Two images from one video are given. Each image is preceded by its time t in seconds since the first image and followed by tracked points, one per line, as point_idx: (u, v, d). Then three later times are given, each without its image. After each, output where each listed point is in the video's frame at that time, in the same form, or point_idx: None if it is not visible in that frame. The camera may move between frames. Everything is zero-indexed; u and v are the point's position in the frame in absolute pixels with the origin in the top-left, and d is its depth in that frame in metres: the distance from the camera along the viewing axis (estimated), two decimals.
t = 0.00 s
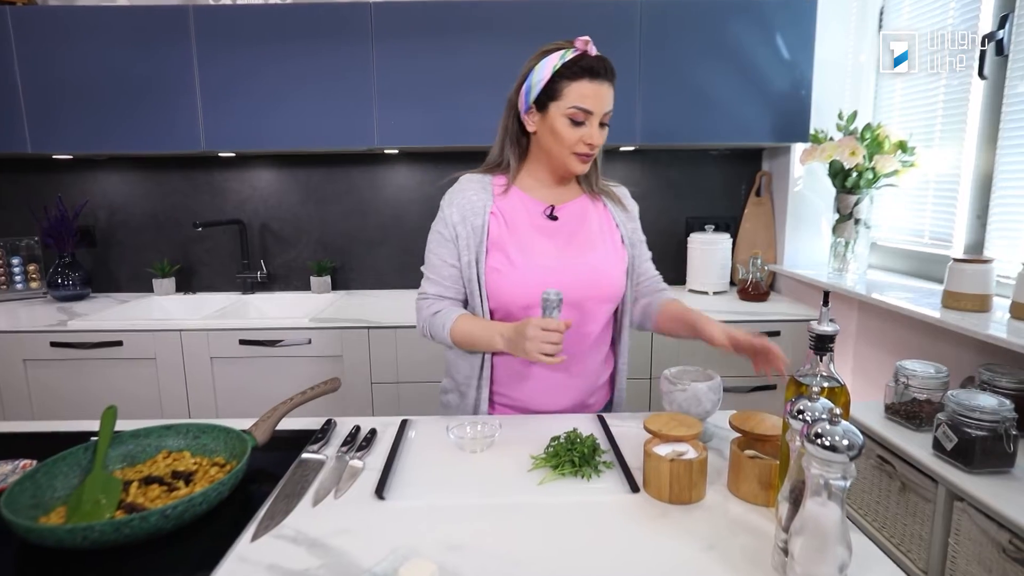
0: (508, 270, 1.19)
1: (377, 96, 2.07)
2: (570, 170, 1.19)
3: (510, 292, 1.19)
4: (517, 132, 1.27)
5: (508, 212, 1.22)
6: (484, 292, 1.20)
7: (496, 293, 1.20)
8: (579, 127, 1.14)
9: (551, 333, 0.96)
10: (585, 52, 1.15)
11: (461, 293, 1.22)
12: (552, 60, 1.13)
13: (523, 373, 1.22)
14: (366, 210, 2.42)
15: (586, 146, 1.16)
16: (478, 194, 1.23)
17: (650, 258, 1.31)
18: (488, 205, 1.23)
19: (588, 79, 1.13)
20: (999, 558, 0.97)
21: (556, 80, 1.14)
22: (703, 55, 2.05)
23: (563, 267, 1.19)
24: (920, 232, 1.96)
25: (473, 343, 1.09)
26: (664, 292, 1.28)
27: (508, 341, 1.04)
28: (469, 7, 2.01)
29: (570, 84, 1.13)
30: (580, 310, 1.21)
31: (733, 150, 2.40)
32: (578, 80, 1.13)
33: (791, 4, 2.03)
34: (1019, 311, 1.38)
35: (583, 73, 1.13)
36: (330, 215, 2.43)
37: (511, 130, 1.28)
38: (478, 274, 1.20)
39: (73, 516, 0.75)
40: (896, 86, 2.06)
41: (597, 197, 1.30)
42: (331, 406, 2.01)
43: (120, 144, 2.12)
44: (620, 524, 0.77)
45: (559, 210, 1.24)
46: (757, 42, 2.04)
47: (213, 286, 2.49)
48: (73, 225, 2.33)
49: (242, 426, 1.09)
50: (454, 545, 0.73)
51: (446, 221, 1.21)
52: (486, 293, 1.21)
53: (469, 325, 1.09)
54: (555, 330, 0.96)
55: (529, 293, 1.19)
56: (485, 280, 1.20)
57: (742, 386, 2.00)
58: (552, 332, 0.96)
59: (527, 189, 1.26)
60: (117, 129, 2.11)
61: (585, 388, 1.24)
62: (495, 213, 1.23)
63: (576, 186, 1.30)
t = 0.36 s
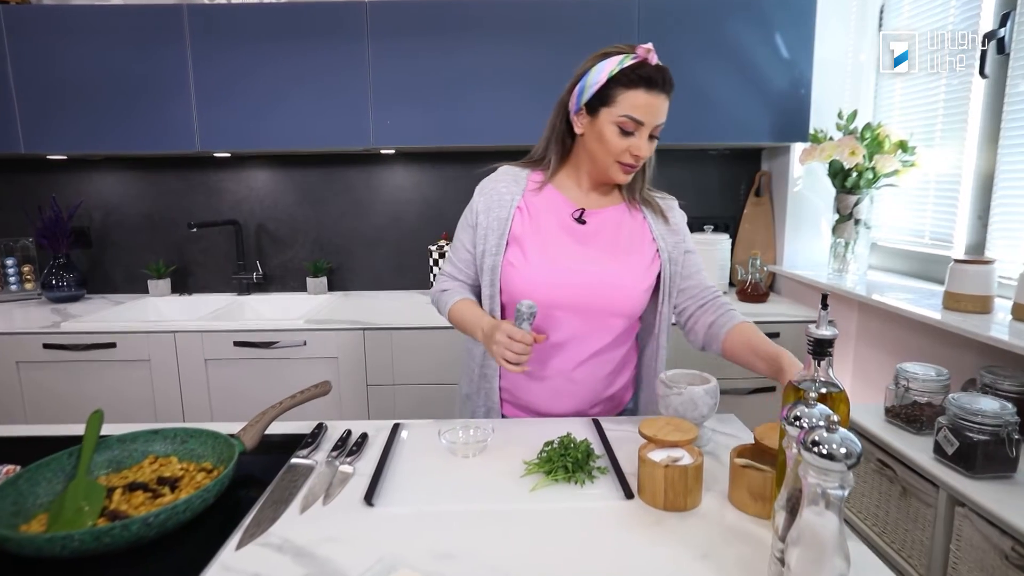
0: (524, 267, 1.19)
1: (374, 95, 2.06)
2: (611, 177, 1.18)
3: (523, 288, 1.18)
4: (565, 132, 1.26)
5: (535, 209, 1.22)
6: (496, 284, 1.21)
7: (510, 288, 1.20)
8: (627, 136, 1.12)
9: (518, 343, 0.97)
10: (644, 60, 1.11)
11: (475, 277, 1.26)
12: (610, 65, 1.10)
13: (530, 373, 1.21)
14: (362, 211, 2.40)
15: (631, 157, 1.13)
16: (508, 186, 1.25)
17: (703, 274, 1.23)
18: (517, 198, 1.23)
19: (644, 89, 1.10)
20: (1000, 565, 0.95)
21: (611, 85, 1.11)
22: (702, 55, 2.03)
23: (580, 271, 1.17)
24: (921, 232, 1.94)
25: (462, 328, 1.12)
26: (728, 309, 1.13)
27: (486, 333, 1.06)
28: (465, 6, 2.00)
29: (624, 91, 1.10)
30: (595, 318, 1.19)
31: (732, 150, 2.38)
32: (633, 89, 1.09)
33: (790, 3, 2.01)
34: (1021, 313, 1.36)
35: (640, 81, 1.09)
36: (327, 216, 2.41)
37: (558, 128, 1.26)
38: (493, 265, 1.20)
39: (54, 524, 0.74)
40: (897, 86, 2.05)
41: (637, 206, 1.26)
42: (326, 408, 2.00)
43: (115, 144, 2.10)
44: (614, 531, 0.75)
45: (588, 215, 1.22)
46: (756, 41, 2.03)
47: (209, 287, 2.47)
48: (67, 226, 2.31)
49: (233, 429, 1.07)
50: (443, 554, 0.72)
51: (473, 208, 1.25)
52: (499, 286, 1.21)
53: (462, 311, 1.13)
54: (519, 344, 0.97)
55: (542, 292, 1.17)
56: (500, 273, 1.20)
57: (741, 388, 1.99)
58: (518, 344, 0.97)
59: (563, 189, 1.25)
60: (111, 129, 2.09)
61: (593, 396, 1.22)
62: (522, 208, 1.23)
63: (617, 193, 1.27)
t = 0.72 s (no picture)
0: (532, 265, 1.17)
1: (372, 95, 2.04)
2: (624, 178, 1.15)
3: (530, 287, 1.17)
4: (580, 132, 1.24)
5: (546, 207, 1.21)
6: (504, 282, 1.20)
7: (517, 286, 1.19)
8: (640, 137, 1.09)
9: (514, 344, 0.97)
10: (660, 58, 1.08)
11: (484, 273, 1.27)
12: (623, 64, 1.08)
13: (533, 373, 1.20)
14: (361, 211, 2.39)
15: (645, 158, 1.10)
16: (520, 182, 1.24)
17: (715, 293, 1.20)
18: (529, 195, 1.23)
19: (658, 88, 1.06)
20: (1007, 571, 0.93)
21: (624, 84, 1.08)
22: (702, 53, 2.01)
23: (589, 272, 1.15)
24: (924, 232, 1.92)
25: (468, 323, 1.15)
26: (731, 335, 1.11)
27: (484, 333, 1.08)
28: (464, 4, 1.98)
29: (638, 91, 1.07)
30: (602, 321, 1.17)
31: (733, 149, 2.36)
32: (647, 88, 1.06)
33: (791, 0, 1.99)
34: None
35: (654, 80, 1.06)
36: (325, 217, 2.40)
37: (574, 128, 1.24)
38: (502, 262, 1.20)
39: (38, 531, 0.72)
40: (900, 85, 2.02)
41: (654, 211, 1.24)
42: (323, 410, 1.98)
43: (111, 144, 2.09)
44: (611, 539, 0.74)
45: (600, 215, 1.20)
46: (757, 39, 2.01)
47: (207, 289, 2.46)
48: (64, 227, 2.30)
49: (225, 433, 1.06)
50: (435, 563, 0.70)
51: (485, 204, 1.26)
52: (507, 283, 1.20)
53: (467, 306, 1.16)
54: (514, 347, 0.97)
55: (549, 292, 1.16)
56: (508, 270, 1.20)
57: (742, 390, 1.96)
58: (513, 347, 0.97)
59: (576, 189, 1.23)
60: (108, 129, 2.08)
61: (597, 400, 1.21)
62: (534, 205, 1.22)
63: (632, 195, 1.25)
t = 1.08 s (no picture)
0: (524, 263, 1.16)
1: (368, 94, 2.02)
2: (609, 175, 1.13)
3: (522, 286, 1.15)
4: (567, 131, 1.23)
5: (537, 205, 1.20)
6: (496, 282, 1.18)
7: (509, 286, 1.18)
8: (621, 130, 1.07)
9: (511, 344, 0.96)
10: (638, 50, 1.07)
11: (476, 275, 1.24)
12: (600, 59, 1.08)
13: (527, 375, 1.18)
14: (358, 211, 2.37)
15: (627, 152, 1.08)
16: (510, 182, 1.22)
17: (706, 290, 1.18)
18: (519, 194, 1.21)
19: (636, 80, 1.05)
20: None
21: (602, 78, 1.08)
22: (701, 51, 1.99)
23: (581, 271, 1.13)
24: (926, 232, 1.90)
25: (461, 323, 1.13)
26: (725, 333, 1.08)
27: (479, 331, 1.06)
28: (462, 2, 1.96)
29: (616, 84, 1.06)
30: (595, 321, 1.15)
31: (733, 149, 2.35)
32: (625, 80, 1.05)
33: None
34: None
35: (632, 72, 1.05)
36: (322, 217, 2.38)
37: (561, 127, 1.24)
38: (494, 262, 1.18)
39: (19, 539, 0.70)
40: (900, 85, 2.01)
41: (644, 209, 1.23)
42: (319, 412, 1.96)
43: (106, 144, 2.07)
44: (607, 546, 0.72)
45: (591, 212, 1.18)
46: (757, 37, 1.99)
47: (202, 289, 2.44)
48: (58, 226, 2.28)
49: (216, 437, 1.04)
50: (428, 572, 0.68)
51: (475, 204, 1.23)
52: (499, 283, 1.19)
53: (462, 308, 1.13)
54: (512, 347, 0.96)
55: (541, 291, 1.14)
56: (500, 270, 1.18)
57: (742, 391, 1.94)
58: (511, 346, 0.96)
59: (566, 187, 1.22)
60: (102, 128, 2.06)
61: (591, 400, 1.19)
62: (524, 204, 1.20)
63: (622, 193, 1.24)
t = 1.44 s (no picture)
0: (484, 262, 1.15)
1: (366, 92, 2.01)
2: (543, 159, 1.14)
3: (483, 284, 1.14)
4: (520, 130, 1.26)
5: (496, 205, 1.19)
6: (459, 284, 1.17)
7: (472, 286, 1.16)
8: (540, 108, 1.10)
9: (475, 340, 0.96)
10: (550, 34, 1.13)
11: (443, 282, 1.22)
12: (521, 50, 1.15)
13: (496, 378, 1.16)
14: (355, 210, 2.35)
15: (551, 128, 1.09)
16: (469, 186, 1.21)
17: (680, 276, 1.17)
18: (477, 196, 1.20)
19: (547, 58, 1.10)
20: None
21: (523, 65, 1.14)
22: (701, 50, 1.98)
23: (540, 264, 1.12)
24: (928, 232, 1.89)
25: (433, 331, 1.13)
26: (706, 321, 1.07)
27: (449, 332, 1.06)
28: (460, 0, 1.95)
29: (530, 66, 1.11)
30: (559, 316, 1.13)
31: (733, 148, 2.33)
32: (537, 60, 1.10)
33: None
34: None
35: (543, 53, 1.10)
36: (319, 216, 2.36)
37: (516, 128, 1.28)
38: (456, 264, 1.17)
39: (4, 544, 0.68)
40: (901, 84, 2.00)
41: (601, 199, 1.21)
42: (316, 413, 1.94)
43: (101, 142, 2.06)
44: (607, 552, 0.70)
45: (549, 207, 1.18)
46: (757, 36, 1.98)
47: (199, 289, 2.42)
48: (53, 225, 2.27)
49: (210, 439, 1.02)
50: None
51: (436, 210, 1.22)
52: (464, 286, 1.18)
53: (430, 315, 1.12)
54: (477, 342, 0.96)
55: (501, 287, 1.13)
56: (462, 270, 1.17)
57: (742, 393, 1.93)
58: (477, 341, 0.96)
59: (521, 184, 1.21)
60: (97, 126, 2.04)
61: (564, 400, 1.15)
62: (483, 205, 1.20)
63: (578, 184, 1.22)
